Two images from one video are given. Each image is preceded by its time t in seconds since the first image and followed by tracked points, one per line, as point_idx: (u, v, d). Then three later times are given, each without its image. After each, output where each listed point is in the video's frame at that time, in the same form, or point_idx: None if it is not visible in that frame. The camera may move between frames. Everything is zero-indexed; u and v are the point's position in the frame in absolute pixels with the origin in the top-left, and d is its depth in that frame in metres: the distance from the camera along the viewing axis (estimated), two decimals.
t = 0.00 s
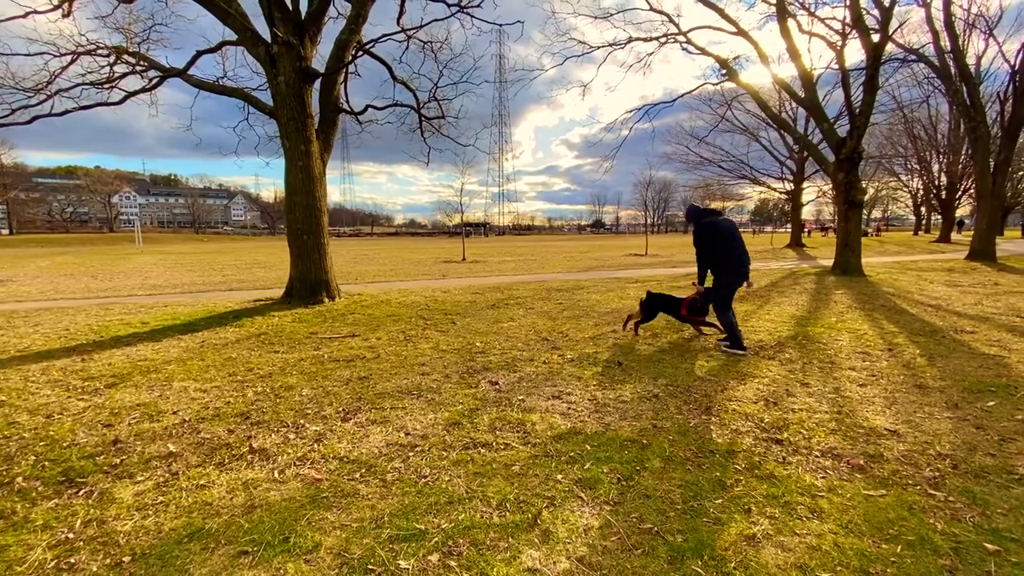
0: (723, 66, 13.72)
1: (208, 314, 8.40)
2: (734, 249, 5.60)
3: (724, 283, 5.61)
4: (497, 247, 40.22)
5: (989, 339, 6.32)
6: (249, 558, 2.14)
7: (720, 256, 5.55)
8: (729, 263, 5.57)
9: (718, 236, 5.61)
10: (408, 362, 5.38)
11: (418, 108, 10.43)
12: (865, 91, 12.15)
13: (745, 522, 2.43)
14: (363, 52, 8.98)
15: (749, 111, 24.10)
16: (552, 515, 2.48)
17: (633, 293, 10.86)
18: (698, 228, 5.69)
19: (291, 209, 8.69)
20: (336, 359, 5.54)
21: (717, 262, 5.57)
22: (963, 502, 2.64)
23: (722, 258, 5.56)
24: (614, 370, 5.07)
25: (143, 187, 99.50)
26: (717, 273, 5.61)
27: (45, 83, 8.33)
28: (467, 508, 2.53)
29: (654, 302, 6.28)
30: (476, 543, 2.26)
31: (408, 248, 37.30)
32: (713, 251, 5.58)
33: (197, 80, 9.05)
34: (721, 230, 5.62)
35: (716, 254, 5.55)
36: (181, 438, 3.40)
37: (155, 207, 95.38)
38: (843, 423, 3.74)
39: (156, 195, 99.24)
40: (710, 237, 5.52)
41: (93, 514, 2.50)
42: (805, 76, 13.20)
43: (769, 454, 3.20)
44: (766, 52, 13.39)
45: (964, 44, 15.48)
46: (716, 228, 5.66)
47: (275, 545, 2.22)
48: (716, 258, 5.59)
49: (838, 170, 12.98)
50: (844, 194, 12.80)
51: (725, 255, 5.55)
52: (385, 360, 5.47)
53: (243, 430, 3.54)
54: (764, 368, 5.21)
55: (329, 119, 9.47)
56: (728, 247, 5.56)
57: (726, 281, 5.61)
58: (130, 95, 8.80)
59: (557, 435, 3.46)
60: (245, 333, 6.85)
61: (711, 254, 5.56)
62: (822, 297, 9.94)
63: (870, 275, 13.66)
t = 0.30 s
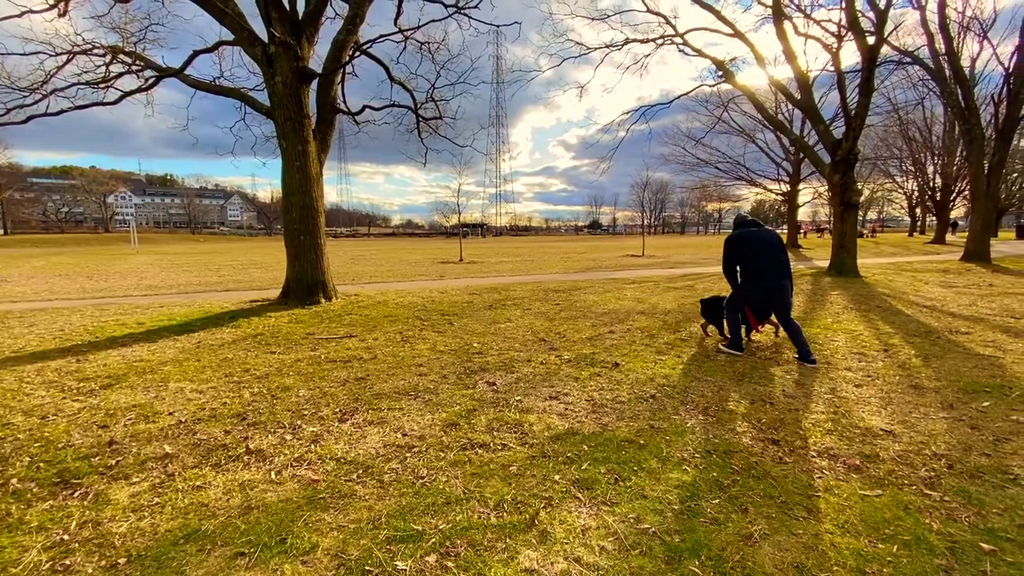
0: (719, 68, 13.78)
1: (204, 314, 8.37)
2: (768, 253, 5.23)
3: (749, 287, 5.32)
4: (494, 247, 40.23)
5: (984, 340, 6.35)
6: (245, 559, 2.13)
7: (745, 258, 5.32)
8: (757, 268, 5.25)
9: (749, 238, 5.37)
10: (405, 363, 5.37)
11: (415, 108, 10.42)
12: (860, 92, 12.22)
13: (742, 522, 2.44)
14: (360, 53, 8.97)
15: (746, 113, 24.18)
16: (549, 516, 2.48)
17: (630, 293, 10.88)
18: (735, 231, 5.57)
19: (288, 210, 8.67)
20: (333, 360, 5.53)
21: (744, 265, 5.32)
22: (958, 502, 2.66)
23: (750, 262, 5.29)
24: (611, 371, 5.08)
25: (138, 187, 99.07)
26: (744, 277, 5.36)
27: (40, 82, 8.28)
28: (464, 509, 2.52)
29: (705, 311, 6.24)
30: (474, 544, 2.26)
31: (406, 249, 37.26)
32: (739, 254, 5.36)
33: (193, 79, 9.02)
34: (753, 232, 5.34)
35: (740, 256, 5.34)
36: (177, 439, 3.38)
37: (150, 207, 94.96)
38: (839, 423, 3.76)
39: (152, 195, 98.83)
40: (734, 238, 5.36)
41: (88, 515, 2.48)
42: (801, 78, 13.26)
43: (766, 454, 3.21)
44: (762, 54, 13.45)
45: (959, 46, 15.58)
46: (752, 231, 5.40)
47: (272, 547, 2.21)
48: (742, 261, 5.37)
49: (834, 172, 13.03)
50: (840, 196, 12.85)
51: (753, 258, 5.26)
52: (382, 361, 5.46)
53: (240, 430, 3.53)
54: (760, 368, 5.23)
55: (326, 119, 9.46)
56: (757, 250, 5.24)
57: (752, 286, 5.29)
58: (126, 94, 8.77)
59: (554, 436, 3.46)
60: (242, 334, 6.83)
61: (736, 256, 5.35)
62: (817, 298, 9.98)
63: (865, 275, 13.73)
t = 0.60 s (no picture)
0: (718, 69, 13.80)
1: (203, 314, 8.36)
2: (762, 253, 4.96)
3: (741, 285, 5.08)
4: (492, 248, 40.22)
5: (982, 341, 6.35)
6: (243, 560, 2.13)
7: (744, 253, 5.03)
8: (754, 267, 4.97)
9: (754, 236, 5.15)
10: (404, 363, 5.37)
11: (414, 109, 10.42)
12: (859, 93, 12.24)
13: (740, 523, 2.44)
14: (359, 53, 8.97)
15: (744, 114, 24.22)
16: (547, 516, 2.49)
17: (629, 294, 10.88)
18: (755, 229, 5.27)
19: (287, 210, 8.66)
20: (331, 360, 5.52)
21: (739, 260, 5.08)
22: (956, 502, 2.66)
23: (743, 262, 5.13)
24: (609, 371, 5.08)
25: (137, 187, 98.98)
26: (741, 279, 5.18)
27: (39, 82, 8.28)
28: (462, 509, 2.52)
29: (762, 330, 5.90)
30: (471, 544, 2.25)
31: (404, 250, 37.23)
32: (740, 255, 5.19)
33: (192, 79, 9.01)
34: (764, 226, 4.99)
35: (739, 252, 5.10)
36: (175, 439, 3.38)
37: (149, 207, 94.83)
38: (837, 424, 3.76)
39: (150, 195, 98.73)
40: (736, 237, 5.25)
41: (85, 516, 2.48)
42: (800, 79, 13.28)
43: (764, 455, 3.22)
44: (761, 55, 13.46)
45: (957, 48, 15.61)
46: (763, 226, 5.09)
47: (270, 547, 2.21)
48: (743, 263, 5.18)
49: (832, 172, 13.04)
50: (839, 196, 12.87)
51: (752, 256, 4.97)
52: (381, 361, 5.46)
53: (237, 431, 3.53)
54: (759, 369, 5.23)
55: (325, 120, 9.45)
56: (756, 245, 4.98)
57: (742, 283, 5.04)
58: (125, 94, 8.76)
59: (553, 436, 3.46)
60: (240, 334, 6.83)
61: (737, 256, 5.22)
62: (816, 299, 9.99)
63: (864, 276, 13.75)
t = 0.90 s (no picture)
0: (720, 69, 13.78)
1: (205, 314, 8.38)
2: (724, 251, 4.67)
3: (707, 286, 4.75)
4: (493, 248, 40.23)
5: (985, 341, 6.33)
6: (244, 559, 2.13)
7: (718, 252, 4.61)
8: (727, 266, 4.55)
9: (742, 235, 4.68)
10: (405, 364, 5.38)
11: (416, 109, 10.44)
12: (861, 93, 12.22)
13: (740, 524, 2.44)
14: (361, 54, 8.98)
15: (746, 114, 24.19)
16: (548, 516, 2.49)
17: (630, 294, 10.87)
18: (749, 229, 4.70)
19: (289, 211, 8.67)
20: (332, 360, 5.53)
21: (709, 259, 4.70)
22: (958, 504, 2.65)
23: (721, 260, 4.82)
24: (610, 372, 5.08)
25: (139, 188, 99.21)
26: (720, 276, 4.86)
27: (42, 83, 8.31)
28: (463, 509, 2.53)
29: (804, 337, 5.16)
30: (472, 544, 2.26)
31: (406, 250, 37.23)
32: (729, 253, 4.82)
33: (194, 80, 9.04)
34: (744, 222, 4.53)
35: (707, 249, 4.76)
36: (177, 439, 3.39)
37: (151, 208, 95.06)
38: (838, 424, 3.75)
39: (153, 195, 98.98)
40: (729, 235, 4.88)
41: (87, 515, 2.49)
42: (802, 79, 13.25)
43: (765, 456, 3.21)
44: (762, 55, 13.44)
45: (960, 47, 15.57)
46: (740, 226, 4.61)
47: (270, 547, 2.21)
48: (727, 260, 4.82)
49: (834, 173, 13.01)
50: (841, 197, 12.84)
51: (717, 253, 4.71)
52: (382, 361, 5.47)
53: (239, 430, 3.54)
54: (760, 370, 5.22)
55: (327, 120, 9.47)
56: (733, 245, 4.54)
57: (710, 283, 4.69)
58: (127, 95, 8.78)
59: (553, 437, 3.46)
60: (242, 334, 6.84)
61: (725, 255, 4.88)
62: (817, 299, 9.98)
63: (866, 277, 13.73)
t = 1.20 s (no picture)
0: (724, 68, 13.72)
1: (210, 314, 8.42)
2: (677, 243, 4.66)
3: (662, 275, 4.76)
4: (496, 248, 40.20)
5: (992, 342, 6.28)
6: (250, 558, 2.14)
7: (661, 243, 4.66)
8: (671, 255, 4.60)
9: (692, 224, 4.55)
10: (409, 363, 5.39)
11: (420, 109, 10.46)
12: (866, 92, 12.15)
13: (744, 524, 2.43)
14: (365, 54, 9.01)
15: (751, 113, 24.10)
16: (552, 516, 2.49)
17: (634, 294, 10.83)
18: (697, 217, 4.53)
19: (293, 211, 8.70)
20: (336, 360, 5.55)
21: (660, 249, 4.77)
22: (964, 504, 2.64)
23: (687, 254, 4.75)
24: (614, 372, 5.07)
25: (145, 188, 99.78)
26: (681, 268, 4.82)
27: (49, 85, 8.37)
28: (467, 509, 2.53)
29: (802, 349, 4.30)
30: (476, 544, 2.26)
31: (409, 249, 37.20)
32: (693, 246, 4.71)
33: (199, 81, 9.08)
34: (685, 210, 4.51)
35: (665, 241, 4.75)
36: (182, 439, 3.40)
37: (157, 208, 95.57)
38: (843, 425, 3.73)
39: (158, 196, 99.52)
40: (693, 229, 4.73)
41: (94, 514, 2.51)
42: (807, 78, 13.18)
43: (769, 456, 3.20)
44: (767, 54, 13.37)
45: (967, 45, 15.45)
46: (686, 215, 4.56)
47: (276, 545, 2.23)
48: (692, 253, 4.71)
49: (839, 172, 12.95)
50: (846, 196, 12.78)
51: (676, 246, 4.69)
52: (386, 361, 5.48)
53: (244, 430, 3.55)
54: (764, 370, 5.20)
55: (331, 120, 9.50)
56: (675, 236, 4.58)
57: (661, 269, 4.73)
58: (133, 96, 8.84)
59: (557, 437, 3.46)
60: (247, 334, 6.87)
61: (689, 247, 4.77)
62: (822, 299, 9.94)
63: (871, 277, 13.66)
